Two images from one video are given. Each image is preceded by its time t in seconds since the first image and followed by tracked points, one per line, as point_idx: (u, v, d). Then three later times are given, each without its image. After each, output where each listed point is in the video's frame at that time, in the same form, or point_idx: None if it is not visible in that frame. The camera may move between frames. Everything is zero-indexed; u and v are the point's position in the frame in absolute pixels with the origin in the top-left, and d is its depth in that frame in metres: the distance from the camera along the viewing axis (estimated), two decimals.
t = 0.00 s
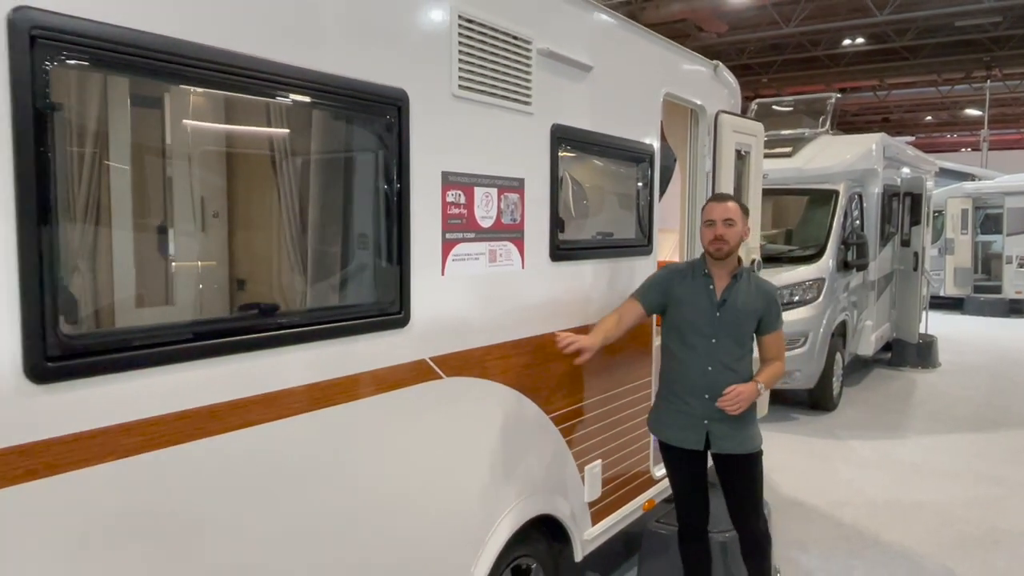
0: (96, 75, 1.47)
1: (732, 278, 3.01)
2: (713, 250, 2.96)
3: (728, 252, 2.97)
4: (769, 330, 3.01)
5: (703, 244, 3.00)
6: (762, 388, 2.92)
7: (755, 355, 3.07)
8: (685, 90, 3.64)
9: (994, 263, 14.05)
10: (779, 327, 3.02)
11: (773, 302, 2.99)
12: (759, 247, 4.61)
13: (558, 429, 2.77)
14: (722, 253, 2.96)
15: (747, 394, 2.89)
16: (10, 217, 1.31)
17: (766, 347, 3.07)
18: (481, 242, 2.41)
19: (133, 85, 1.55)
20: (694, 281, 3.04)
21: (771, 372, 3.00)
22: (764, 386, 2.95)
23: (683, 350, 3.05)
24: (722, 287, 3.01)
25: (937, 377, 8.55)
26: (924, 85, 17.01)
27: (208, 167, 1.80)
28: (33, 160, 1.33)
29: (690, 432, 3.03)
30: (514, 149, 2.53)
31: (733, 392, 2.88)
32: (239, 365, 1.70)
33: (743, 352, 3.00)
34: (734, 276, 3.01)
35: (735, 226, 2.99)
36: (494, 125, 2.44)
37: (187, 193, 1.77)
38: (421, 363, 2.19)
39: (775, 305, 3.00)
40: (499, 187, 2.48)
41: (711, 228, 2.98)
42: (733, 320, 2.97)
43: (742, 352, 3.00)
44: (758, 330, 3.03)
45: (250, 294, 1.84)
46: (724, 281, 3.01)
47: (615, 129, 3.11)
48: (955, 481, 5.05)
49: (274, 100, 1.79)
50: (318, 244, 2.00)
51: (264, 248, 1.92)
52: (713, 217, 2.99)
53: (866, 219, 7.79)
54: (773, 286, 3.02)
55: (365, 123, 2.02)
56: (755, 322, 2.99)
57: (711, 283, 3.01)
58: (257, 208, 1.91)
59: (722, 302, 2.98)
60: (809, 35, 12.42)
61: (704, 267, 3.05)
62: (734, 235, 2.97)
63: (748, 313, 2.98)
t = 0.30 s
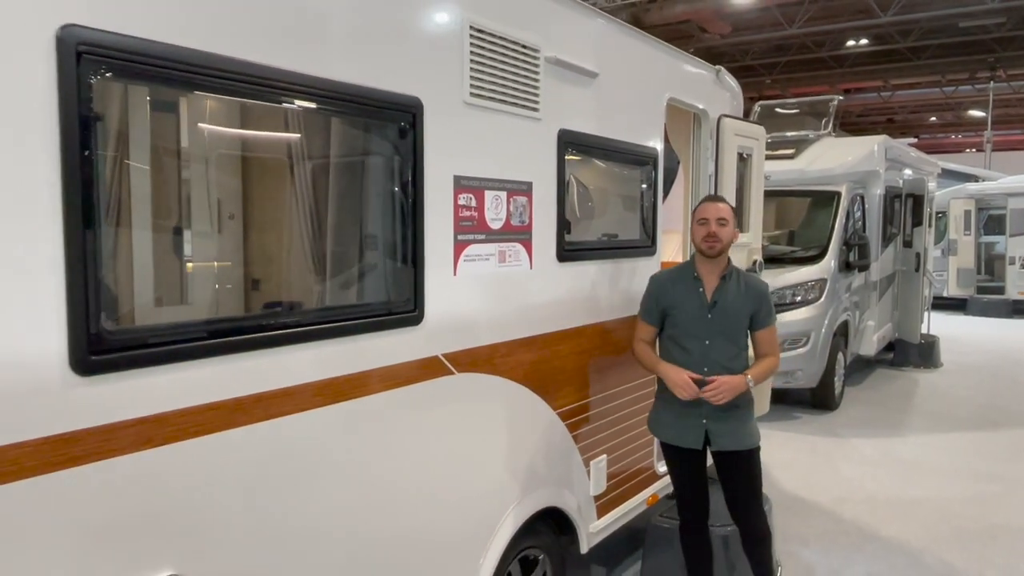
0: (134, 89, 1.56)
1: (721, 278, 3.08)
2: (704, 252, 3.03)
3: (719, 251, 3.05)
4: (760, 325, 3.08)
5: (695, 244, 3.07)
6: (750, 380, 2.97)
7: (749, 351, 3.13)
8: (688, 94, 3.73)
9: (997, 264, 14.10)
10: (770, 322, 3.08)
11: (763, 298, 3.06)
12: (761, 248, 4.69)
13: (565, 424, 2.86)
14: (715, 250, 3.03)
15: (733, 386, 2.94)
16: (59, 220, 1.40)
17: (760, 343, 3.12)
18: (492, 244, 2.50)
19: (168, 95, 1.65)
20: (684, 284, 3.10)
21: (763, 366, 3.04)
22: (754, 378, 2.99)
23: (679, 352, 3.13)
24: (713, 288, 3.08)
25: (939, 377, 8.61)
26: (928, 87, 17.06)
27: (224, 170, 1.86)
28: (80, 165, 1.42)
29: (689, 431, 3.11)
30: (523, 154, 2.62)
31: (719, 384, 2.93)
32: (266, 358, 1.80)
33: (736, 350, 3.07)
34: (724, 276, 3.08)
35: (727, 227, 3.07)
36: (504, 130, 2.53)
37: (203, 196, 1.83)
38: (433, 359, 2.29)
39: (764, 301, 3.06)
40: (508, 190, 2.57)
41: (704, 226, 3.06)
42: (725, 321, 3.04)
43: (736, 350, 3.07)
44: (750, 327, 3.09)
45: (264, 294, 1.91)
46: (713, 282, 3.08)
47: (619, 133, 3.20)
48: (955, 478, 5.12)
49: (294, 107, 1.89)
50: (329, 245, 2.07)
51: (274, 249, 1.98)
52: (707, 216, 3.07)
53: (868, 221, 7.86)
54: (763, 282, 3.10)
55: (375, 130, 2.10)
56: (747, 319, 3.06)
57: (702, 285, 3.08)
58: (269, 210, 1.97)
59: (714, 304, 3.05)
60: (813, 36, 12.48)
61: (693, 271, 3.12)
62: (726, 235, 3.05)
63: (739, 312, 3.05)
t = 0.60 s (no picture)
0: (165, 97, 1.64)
1: (716, 277, 3.14)
2: (698, 253, 3.10)
3: (713, 251, 3.11)
4: (758, 321, 3.11)
5: (690, 244, 3.13)
6: (741, 376, 3.04)
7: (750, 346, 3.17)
8: (692, 98, 3.80)
9: (1002, 264, 14.12)
10: (768, 318, 3.11)
11: (760, 294, 3.09)
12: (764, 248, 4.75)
13: (572, 420, 2.93)
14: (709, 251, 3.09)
15: (723, 383, 3.03)
16: (97, 223, 1.48)
17: (761, 338, 3.16)
18: (502, 244, 2.57)
19: (192, 100, 1.71)
20: (681, 284, 3.17)
21: (761, 362, 3.08)
22: (747, 375, 3.05)
23: (678, 350, 3.20)
24: (707, 288, 3.14)
25: (942, 377, 8.66)
26: (934, 87, 17.06)
27: (239, 172, 1.94)
28: (117, 172, 1.50)
29: (690, 426, 3.18)
30: (532, 156, 2.69)
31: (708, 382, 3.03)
32: (288, 354, 1.88)
33: (734, 347, 3.13)
34: (718, 275, 3.14)
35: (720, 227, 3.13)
36: (514, 135, 2.61)
37: (221, 197, 1.90)
38: (446, 356, 2.36)
39: (760, 297, 3.10)
40: (518, 193, 2.65)
41: (698, 228, 3.12)
42: (720, 319, 3.11)
43: (733, 346, 3.13)
44: (749, 323, 3.14)
45: (278, 293, 1.98)
46: (708, 281, 3.15)
47: (625, 136, 3.27)
48: (957, 476, 5.17)
49: (315, 112, 1.96)
50: (339, 246, 2.14)
51: (288, 249, 2.05)
52: (701, 218, 3.13)
53: (872, 221, 7.91)
54: (759, 277, 3.13)
55: (385, 135, 2.17)
56: (743, 316, 3.11)
57: (697, 285, 3.15)
58: (283, 211, 2.04)
59: (708, 303, 3.12)
60: (819, 36, 12.50)
61: (689, 271, 3.20)
62: (719, 236, 3.10)
63: (734, 309, 3.10)
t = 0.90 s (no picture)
0: (199, 103, 1.72)
1: (721, 277, 3.20)
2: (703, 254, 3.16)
3: (719, 252, 3.16)
4: (763, 321, 3.15)
5: (696, 245, 3.19)
6: (745, 374, 3.09)
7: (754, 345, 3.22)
8: (699, 100, 3.87)
9: (1008, 265, 14.13)
10: (772, 318, 3.15)
11: (763, 295, 3.14)
12: (770, 248, 4.81)
13: (582, 416, 3.01)
14: (714, 253, 3.14)
15: (726, 379, 3.08)
16: (137, 225, 1.56)
17: (765, 338, 3.20)
18: (514, 244, 2.65)
19: (208, 104, 1.74)
20: (687, 284, 3.24)
21: (764, 361, 3.12)
22: (751, 373, 3.10)
23: (683, 348, 3.27)
24: (712, 287, 3.20)
25: (947, 376, 8.71)
26: (941, 87, 17.06)
27: (256, 174, 1.94)
28: (155, 174, 1.58)
29: (694, 422, 3.25)
30: (542, 159, 2.77)
31: (710, 378, 3.09)
32: (313, 348, 1.96)
33: (737, 345, 3.18)
34: (723, 275, 3.19)
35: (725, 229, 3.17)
36: (526, 138, 2.68)
37: (237, 200, 1.90)
38: (462, 352, 2.44)
39: (764, 297, 3.15)
40: (530, 194, 2.72)
41: (704, 230, 3.16)
42: (724, 318, 3.17)
43: (738, 345, 3.18)
44: (754, 323, 3.19)
45: (293, 293, 1.99)
46: (713, 281, 3.21)
47: (633, 138, 3.34)
48: (960, 473, 5.23)
49: (331, 115, 2.03)
50: (352, 246, 2.17)
51: (300, 250, 2.05)
52: (707, 220, 3.17)
53: (878, 221, 7.96)
54: (763, 278, 3.19)
55: (399, 138, 2.23)
56: (747, 315, 3.16)
57: (702, 284, 3.21)
58: (295, 211, 2.04)
59: (713, 302, 3.18)
60: (825, 37, 12.53)
61: (695, 271, 3.26)
62: (725, 238, 3.15)
63: (738, 309, 3.16)
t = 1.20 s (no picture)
0: (239, 111, 1.82)
1: (731, 276, 3.28)
2: (713, 254, 3.24)
3: (729, 253, 3.23)
4: (772, 321, 3.20)
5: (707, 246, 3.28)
6: (750, 372, 3.15)
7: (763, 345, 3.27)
8: (707, 103, 3.96)
9: (1015, 265, 14.16)
10: (782, 318, 3.19)
11: (772, 296, 3.20)
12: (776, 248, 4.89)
13: (594, 410, 3.10)
14: (724, 254, 3.23)
15: (731, 376, 3.16)
16: (181, 226, 1.67)
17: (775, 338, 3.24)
18: (529, 243, 2.74)
19: (227, 108, 1.77)
20: (697, 282, 3.33)
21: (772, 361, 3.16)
22: (756, 371, 3.16)
23: (692, 345, 3.37)
24: (721, 287, 3.29)
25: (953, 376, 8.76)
26: (948, 87, 17.08)
27: (276, 175, 2.00)
28: (198, 178, 1.69)
29: (702, 419, 3.32)
30: (556, 162, 2.87)
31: (715, 373, 3.17)
32: (341, 342, 2.05)
33: (745, 344, 3.25)
34: (733, 275, 3.27)
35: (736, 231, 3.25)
36: (540, 141, 2.78)
37: (259, 201, 1.96)
38: (480, 348, 2.53)
39: (774, 297, 3.20)
40: (544, 195, 2.82)
41: (715, 231, 3.25)
42: (732, 316, 3.25)
43: (745, 344, 3.25)
44: (763, 323, 3.24)
45: (312, 291, 2.08)
46: (723, 280, 3.29)
47: (643, 141, 3.44)
48: (964, 470, 5.30)
49: (342, 118, 2.07)
50: (366, 245, 2.26)
51: (318, 250, 2.15)
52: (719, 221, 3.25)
53: (884, 221, 8.03)
54: (774, 280, 3.24)
55: (420, 141, 2.32)
56: (755, 316, 3.23)
57: (712, 284, 3.30)
58: (312, 214, 2.15)
59: (721, 301, 3.27)
60: (832, 37, 12.58)
61: (706, 270, 3.35)
62: (736, 239, 3.23)
63: (747, 308, 3.23)
